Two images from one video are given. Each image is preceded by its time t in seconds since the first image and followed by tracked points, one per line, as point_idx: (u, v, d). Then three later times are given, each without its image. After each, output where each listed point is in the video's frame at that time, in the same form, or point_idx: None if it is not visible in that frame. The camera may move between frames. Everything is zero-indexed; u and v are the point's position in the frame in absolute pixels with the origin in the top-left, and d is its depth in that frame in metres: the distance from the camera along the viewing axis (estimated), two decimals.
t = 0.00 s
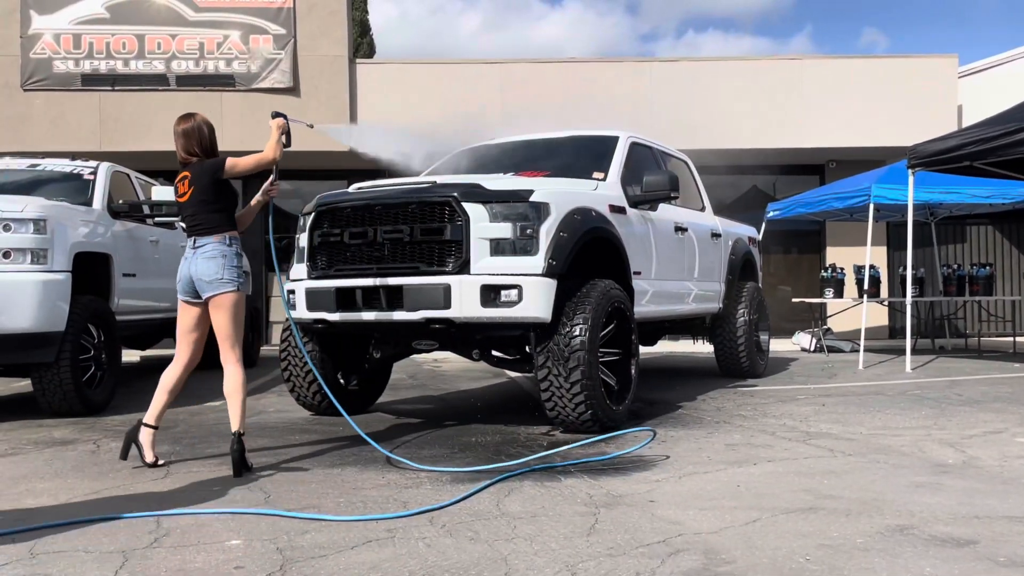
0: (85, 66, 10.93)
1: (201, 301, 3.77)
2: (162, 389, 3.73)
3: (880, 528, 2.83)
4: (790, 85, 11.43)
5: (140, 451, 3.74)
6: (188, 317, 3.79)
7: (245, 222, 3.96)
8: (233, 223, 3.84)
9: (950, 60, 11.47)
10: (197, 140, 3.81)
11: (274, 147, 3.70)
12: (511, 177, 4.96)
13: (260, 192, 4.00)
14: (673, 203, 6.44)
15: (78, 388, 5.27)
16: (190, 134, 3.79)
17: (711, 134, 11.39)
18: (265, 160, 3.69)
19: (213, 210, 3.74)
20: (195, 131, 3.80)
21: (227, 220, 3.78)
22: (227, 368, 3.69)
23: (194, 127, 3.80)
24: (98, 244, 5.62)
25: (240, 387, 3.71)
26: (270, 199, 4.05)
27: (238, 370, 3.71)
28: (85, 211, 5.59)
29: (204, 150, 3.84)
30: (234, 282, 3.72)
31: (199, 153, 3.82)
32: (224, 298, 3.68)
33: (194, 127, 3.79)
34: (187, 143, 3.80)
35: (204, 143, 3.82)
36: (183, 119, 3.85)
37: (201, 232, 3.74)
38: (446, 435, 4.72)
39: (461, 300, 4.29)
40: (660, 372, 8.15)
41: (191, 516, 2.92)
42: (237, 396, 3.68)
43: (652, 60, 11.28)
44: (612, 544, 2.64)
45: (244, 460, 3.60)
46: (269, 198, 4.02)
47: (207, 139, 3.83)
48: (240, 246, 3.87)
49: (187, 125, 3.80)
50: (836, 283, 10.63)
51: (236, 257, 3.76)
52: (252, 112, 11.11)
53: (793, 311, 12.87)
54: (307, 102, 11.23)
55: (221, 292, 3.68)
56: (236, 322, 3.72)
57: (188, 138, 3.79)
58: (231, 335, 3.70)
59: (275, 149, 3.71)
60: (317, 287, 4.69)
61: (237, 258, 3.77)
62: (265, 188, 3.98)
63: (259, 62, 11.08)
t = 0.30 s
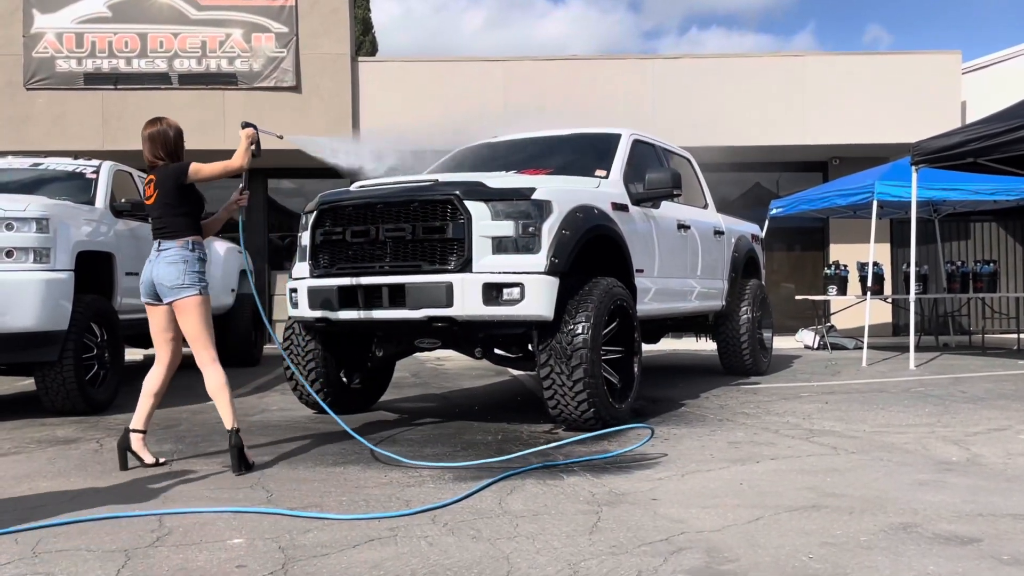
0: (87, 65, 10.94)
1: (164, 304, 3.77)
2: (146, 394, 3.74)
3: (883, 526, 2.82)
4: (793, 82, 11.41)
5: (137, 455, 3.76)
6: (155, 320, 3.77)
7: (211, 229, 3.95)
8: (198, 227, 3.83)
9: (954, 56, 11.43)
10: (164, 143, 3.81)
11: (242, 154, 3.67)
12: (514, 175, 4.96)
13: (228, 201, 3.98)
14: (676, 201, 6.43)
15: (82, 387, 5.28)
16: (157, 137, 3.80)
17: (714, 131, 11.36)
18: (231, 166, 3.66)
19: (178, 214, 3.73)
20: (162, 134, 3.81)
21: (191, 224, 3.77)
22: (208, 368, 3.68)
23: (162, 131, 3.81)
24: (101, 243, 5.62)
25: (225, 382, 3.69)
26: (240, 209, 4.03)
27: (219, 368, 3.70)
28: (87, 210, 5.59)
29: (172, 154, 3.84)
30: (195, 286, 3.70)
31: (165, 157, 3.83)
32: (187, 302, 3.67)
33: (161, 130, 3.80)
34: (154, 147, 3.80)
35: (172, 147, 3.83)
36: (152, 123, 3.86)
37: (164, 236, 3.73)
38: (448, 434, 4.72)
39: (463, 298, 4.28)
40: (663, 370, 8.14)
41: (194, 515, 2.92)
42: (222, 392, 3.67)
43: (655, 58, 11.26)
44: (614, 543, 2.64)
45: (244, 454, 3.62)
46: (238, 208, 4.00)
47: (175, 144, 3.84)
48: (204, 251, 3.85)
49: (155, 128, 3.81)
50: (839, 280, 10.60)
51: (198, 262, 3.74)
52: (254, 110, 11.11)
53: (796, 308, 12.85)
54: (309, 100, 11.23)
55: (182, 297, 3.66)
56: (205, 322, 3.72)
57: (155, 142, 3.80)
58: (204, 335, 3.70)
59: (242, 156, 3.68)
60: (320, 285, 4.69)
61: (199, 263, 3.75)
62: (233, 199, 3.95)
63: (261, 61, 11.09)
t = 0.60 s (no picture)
0: (91, 62, 10.94)
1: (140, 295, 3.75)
2: (142, 388, 3.67)
3: (888, 522, 2.81)
4: (797, 77, 11.38)
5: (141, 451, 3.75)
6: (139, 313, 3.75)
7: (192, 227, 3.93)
8: (176, 219, 3.80)
9: (959, 51, 11.39)
10: (145, 138, 3.78)
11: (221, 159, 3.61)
12: (519, 171, 4.95)
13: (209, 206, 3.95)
14: (680, 196, 6.42)
15: (87, 383, 5.30)
16: (138, 132, 3.77)
17: (718, 127, 11.33)
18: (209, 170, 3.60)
19: (156, 205, 3.71)
20: (143, 129, 3.77)
21: (169, 215, 3.75)
22: (177, 361, 3.64)
23: (144, 126, 3.78)
24: (106, 240, 5.62)
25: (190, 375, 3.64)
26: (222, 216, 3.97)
27: (187, 361, 3.65)
28: (91, 206, 5.59)
29: (154, 150, 3.81)
30: (168, 275, 3.64)
31: (146, 150, 3.79)
32: (159, 292, 3.62)
33: (142, 125, 3.77)
34: (133, 142, 3.77)
35: (153, 142, 3.80)
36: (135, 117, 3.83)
37: (141, 227, 3.73)
38: (452, 430, 4.72)
39: (467, 294, 4.28)
40: (667, 366, 8.14)
41: (199, 511, 2.92)
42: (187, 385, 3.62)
43: (658, 53, 11.24)
44: (619, 539, 2.64)
45: (191, 451, 3.60)
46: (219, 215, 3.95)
47: (156, 139, 3.80)
48: (182, 243, 3.80)
49: (137, 122, 3.78)
50: (843, 276, 10.58)
51: (172, 252, 3.69)
52: (258, 107, 11.12)
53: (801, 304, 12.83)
54: (313, 96, 11.21)
55: (153, 287, 3.62)
56: (180, 313, 3.67)
57: (136, 136, 3.77)
58: (180, 326, 3.65)
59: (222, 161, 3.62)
60: (324, 281, 4.70)
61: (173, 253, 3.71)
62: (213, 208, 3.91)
63: (265, 57, 11.09)
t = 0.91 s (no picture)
0: (95, 56, 10.95)
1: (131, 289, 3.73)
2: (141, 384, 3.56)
3: (892, 518, 2.81)
4: (802, 72, 11.34)
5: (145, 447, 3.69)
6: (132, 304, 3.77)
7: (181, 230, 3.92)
8: (170, 212, 3.77)
9: (965, 46, 11.33)
10: (137, 132, 3.76)
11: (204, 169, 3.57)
12: (524, 166, 4.94)
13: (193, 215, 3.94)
14: (684, 191, 6.40)
15: (91, 378, 5.32)
16: (129, 127, 3.75)
17: (722, 122, 11.29)
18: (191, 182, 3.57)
19: (149, 198, 3.68)
20: (135, 123, 3.76)
21: (163, 208, 3.72)
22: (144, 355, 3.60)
23: (135, 120, 3.76)
24: (110, 234, 5.62)
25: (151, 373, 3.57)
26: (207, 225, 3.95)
27: (154, 358, 3.58)
28: (96, 201, 5.58)
29: (146, 143, 3.78)
30: (162, 268, 3.64)
31: (138, 143, 3.77)
32: (151, 285, 3.61)
33: (133, 120, 3.75)
34: (125, 137, 3.75)
35: (146, 137, 3.78)
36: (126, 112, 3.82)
37: (133, 221, 3.70)
38: (455, 425, 4.72)
39: (471, 289, 4.28)
40: (671, 362, 8.13)
41: (202, 505, 2.92)
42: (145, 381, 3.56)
43: (663, 48, 11.21)
44: (623, 533, 2.64)
45: (125, 446, 3.49)
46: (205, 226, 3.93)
47: (149, 134, 3.79)
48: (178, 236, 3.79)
49: (128, 117, 3.77)
50: (848, 271, 10.55)
51: (168, 246, 3.68)
52: (261, 101, 11.11)
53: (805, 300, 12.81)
54: (316, 91, 11.20)
55: (146, 280, 3.61)
56: (163, 309, 3.63)
57: (127, 132, 3.75)
58: (160, 322, 3.62)
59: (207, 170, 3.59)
60: (328, 275, 4.70)
61: (169, 246, 3.70)
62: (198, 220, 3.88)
63: (269, 52, 11.07)
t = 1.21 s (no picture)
0: (100, 50, 10.95)
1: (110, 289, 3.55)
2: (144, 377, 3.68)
3: (896, 512, 2.80)
4: (807, 66, 11.29)
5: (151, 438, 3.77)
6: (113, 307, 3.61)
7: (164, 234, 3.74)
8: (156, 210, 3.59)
9: (971, 40, 11.27)
10: (136, 126, 3.58)
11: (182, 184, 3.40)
12: (528, 159, 4.93)
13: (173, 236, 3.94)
14: (689, 185, 6.38)
15: (95, 370, 5.35)
16: (127, 120, 3.56)
17: (727, 116, 11.26)
18: (172, 193, 3.39)
19: (137, 194, 3.51)
20: (134, 117, 3.57)
21: (150, 206, 3.55)
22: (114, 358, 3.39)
23: (134, 114, 3.57)
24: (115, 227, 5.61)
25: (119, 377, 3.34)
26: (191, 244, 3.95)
27: (123, 360, 3.38)
28: (100, 194, 5.56)
29: (146, 139, 3.60)
30: (136, 269, 3.43)
31: (137, 137, 3.59)
32: (122, 286, 3.41)
33: (132, 114, 3.56)
34: (122, 130, 3.57)
35: (145, 133, 3.59)
36: (128, 103, 3.63)
37: (118, 215, 3.53)
38: (458, 418, 4.73)
39: (474, 283, 4.27)
40: (675, 356, 8.13)
41: (205, 497, 2.93)
42: (111, 386, 3.32)
43: (668, 41, 11.17)
44: (626, 526, 2.63)
45: (94, 458, 3.24)
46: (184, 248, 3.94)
47: (148, 130, 3.60)
48: (159, 238, 3.59)
49: (129, 110, 3.58)
50: (852, 266, 10.52)
51: (145, 245, 3.48)
52: (266, 95, 11.11)
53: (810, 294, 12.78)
54: (321, 85, 11.18)
55: (117, 280, 3.41)
56: (135, 310, 3.43)
57: (125, 124, 3.57)
58: (129, 323, 3.41)
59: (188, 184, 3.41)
60: (332, 269, 4.70)
61: (146, 245, 3.49)
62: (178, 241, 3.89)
63: (273, 45, 11.06)
